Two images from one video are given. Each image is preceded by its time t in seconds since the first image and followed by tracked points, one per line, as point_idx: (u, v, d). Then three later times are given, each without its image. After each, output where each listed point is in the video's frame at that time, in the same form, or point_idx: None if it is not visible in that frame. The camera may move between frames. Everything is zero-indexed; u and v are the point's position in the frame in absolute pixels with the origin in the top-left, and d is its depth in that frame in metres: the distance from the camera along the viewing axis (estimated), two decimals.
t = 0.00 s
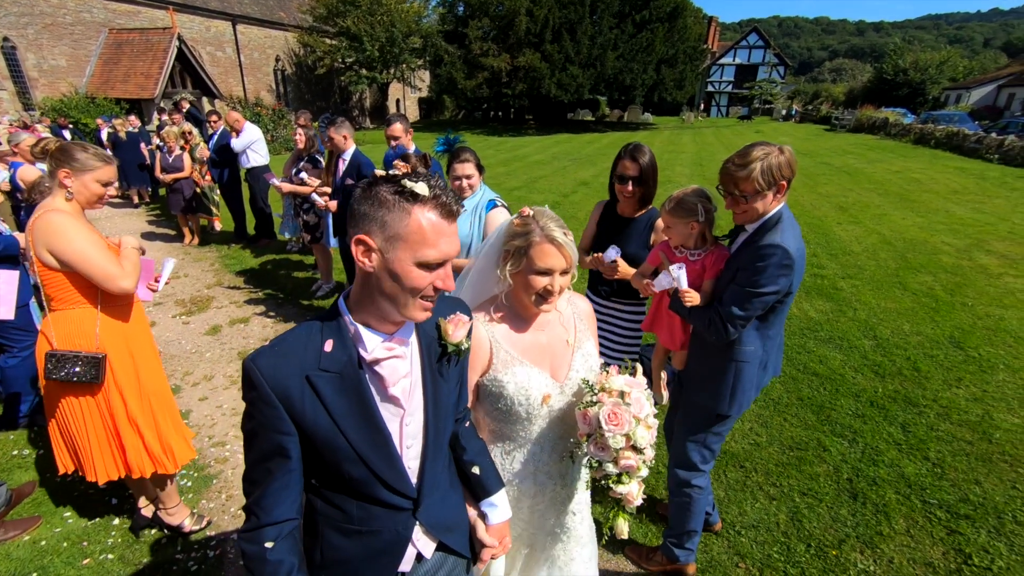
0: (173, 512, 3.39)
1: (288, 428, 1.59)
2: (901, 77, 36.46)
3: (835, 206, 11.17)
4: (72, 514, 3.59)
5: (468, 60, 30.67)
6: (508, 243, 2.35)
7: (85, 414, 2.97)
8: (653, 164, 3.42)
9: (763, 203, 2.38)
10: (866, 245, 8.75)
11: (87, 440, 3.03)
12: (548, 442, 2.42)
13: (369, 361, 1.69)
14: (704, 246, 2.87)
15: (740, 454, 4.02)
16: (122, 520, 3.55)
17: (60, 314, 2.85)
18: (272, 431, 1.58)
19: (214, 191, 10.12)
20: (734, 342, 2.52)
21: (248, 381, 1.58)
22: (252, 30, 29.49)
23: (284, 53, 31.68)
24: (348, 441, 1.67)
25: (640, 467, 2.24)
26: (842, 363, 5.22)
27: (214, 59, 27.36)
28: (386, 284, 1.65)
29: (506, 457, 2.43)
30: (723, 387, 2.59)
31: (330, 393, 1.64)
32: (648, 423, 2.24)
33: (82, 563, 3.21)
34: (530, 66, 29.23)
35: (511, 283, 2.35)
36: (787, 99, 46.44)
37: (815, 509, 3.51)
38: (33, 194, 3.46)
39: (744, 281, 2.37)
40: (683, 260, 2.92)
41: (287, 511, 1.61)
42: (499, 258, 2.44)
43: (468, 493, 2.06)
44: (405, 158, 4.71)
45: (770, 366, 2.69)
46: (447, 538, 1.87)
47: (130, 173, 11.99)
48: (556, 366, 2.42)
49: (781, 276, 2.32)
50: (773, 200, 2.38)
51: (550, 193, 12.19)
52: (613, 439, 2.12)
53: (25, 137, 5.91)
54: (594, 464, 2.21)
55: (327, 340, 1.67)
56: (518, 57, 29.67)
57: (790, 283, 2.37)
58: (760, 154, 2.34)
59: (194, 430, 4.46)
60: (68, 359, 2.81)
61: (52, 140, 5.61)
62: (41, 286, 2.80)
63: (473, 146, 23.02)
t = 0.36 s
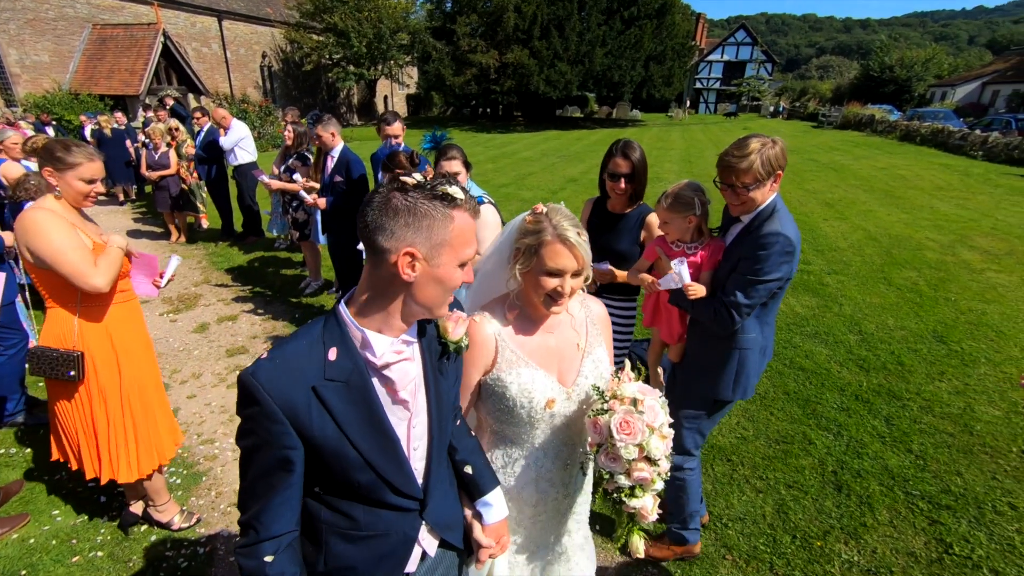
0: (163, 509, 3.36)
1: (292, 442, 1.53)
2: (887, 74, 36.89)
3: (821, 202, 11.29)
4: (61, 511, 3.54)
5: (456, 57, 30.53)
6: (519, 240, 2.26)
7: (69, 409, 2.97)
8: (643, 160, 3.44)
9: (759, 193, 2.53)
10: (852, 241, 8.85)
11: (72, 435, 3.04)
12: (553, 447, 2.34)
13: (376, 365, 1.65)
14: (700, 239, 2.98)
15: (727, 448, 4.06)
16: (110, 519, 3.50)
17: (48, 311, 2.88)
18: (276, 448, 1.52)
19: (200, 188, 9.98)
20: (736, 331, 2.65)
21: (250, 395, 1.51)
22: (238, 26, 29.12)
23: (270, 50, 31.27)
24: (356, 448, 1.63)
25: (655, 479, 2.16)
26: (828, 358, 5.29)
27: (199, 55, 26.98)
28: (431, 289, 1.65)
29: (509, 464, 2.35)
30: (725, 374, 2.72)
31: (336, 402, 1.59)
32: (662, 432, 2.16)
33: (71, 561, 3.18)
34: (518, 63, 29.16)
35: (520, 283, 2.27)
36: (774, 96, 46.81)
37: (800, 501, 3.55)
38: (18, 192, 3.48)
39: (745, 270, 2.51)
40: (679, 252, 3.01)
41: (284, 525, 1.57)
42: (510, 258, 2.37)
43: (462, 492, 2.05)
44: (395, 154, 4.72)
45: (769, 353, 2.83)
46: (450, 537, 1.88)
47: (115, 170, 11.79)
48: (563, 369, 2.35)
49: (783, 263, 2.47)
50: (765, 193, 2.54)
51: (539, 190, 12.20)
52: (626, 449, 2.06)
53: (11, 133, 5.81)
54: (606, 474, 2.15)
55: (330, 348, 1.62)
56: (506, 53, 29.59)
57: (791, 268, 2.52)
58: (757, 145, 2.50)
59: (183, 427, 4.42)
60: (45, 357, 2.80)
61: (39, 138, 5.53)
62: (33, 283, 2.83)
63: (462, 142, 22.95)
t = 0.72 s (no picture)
0: (153, 507, 3.33)
1: (298, 462, 1.43)
2: (871, 70, 37.33)
3: (807, 196, 11.41)
4: (51, 510, 3.49)
5: (444, 54, 30.43)
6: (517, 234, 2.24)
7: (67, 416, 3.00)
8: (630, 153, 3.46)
9: (753, 182, 2.57)
10: (837, 234, 8.96)
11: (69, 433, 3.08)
12: (550, 444, 2.35)
13: (381, 368, 1.63)
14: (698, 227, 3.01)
15: (715, 439, 4.10)
16: (101, 516, 3.46)
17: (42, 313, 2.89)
18: (284, 471, 1.42)
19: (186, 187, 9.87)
20: (731, 318, 2.71)
21: (251, 417, 1.40)
22: (223, 23, 28.77)
23: (256, 47, 30.91)
24: (364, 457, 1.59)
25: (647, 490, 2.12)
26: (813, 349, 5.36)
27: (184, 52, 26.62)
28: (436, 288, 1.65)
29: (508, 453, 2.35)
30: (720, 359, 2.79)
31: (342, 412, 1.54)
32: (657, 441, 2.10)
33: (61, 559, 3.14)
34: (507, 60, 29.09)
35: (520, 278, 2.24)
36: (761, 93, 47.17)
37: (786, 489, 3.60)
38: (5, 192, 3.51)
39: (742, 257, 2.56)
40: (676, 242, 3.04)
41: (287, 552, 1.46)
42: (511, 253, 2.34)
43: (451, 489, 2.05)
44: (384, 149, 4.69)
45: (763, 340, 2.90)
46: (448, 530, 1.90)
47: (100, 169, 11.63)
48: (563, 366, 2.33)
49: (778, 251, 2.52)
50: (761, 181, 2.57)
51: (529, 186, 12.21)
52: (617, 456, 2.02)
53: None
54: (597, 481, 2.12)
55: (332, 357, 1.55)
56: (494, 50, 29.53)
57: (786, 255, 2.57)
58: (753, 133, 2.54)
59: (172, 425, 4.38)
60: (32, 358, 2.82)
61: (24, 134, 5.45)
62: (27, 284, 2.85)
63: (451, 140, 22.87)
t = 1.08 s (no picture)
0: (145, 508, 3.37)
1: (313, 483, 1.39)
2: (858, 67, 37.63)
3: (794, 191, 11.53)
4: (38, 514, 3.49)
5: (437, 51, 30.45)
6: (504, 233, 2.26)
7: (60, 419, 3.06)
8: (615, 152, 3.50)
9: (742, 173, 2.64)
10: (820, 227, 9.06)
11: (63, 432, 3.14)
12: (542, 443, 2.38)
13: (385, 370, 1.66)
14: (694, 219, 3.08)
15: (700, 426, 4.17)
16: (92, 518, 3.48)
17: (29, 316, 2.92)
18: (303, 497, 1.37)
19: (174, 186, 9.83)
20: (722, 308, 2.79)
21: (265, 442, 1.36)
22: (210, 18, 28.52)
23: (245, 43, 30.73)
24: (376, 462, 1.59)
25: (625, 496, 2.13)
26: (796, 337, 5.44)
27: (168, 47, 26.37)
28: (436, 288, 1.70)
29: (501, 450, 2.39)
30: (712, 348, 2.86)
31: (354, 419, 1.53)
32: (639, 450, 2.12)
33: (51, 562, 3.16)
34: (499, 57, 29.09)
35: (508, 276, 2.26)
36: (752, 89, 47.40)
37: (769, 471, 3.68)
38: None
39: (733, 247, 2.63)
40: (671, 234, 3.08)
41: None
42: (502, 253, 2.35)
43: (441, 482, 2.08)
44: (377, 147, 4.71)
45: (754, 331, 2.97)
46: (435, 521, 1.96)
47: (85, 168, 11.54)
48: (555, 367, 2.34)
49: (767, 241, 2.59)
50: (749, 171, 2.63)
51: (520, 182, 12.26)
52: (597, 460, 2.04)
53: None
54: (575, 482, 2.16)
55: (337, 366, 1.54)
56: (487, 47, 29.54)
57: (775, 245, 2.63)
58: (741, 125, 2.60)
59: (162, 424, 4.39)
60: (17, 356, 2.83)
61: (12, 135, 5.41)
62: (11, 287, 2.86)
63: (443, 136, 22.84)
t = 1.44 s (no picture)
0: (138, 507, 3.32)
1: (338, 476, 1.38)
2: (841, 68, 38.10)
3: (778, 189, 11.65)
4: (23, 519, 3.43)
5: (425, 48, 30.40)
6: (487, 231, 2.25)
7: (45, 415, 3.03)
8: (598, 153, 3.54)
9: (735, 163, 2.69)
10: (803, 224, 9.17)
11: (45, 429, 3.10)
12: (534, 448, 2.35)
13: (395, 360, 1.68)
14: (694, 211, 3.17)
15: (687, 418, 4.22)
16: (80, 521, 3.44)
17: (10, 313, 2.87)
18: (330, 489, 1.35)
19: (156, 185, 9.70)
20: (721, 296, 2.82)
21: (292, 437, 1.34)
22: (189, 13, 28.11)
23: (225, 38, 30.41)
24: (395, 451, 1.59)
25: (608, 507, 2.06)
26: (780, 331, 5.51)
27: (145, 42, 25.93)
28: (443, 281, 1.72)
29: (494, 453, 2.38)
30: (711, 337, 2.89)
31: (373, 409, 1.53)
32: (622, 459, 2.02)
33: (40, 565, 3.11)
34: (488, 55, 29.05)
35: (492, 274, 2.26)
36: (738, 89, 47.78)
37: (754, 459, 3.74)
38: None
39: (729, 235, 2.66)
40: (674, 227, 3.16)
41: None
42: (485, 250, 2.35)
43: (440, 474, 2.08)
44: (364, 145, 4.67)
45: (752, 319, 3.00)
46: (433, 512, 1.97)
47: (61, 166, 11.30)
48: (545, 370, 2.34)
49: (763, 228, 2.63)
50: (742, 160, 2.67)
51: (509, 181, 12.27)
52: (579, 469, 1.99)
53: None
54: (560, 491, 2.10)
55: (352, 359, 1.54)
56: (475, 45, 29.55)
57: (770, 233, 2.67)
58: (733, 116, 2.66)
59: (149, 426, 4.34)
60: None
61: None
62: None
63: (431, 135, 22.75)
